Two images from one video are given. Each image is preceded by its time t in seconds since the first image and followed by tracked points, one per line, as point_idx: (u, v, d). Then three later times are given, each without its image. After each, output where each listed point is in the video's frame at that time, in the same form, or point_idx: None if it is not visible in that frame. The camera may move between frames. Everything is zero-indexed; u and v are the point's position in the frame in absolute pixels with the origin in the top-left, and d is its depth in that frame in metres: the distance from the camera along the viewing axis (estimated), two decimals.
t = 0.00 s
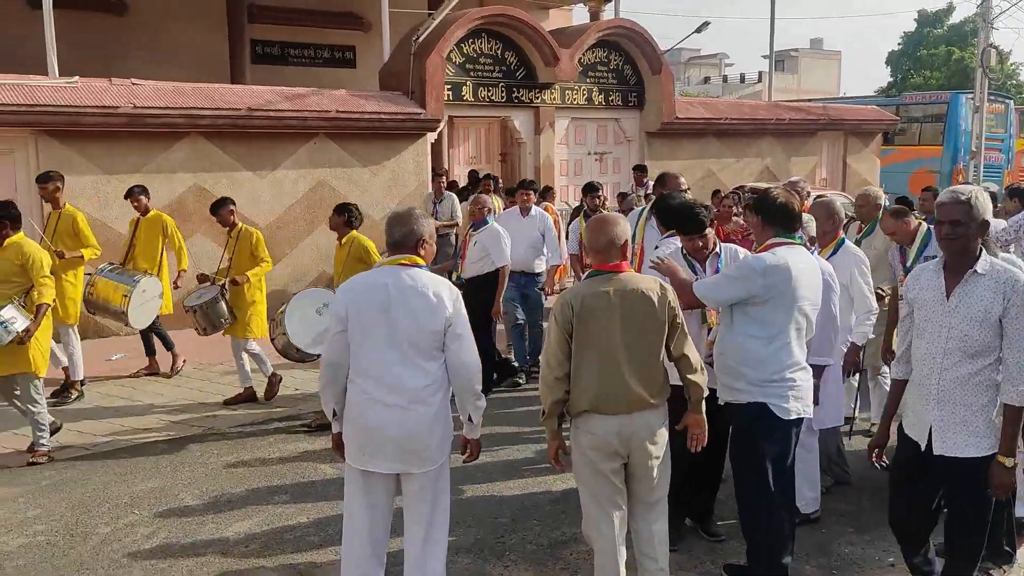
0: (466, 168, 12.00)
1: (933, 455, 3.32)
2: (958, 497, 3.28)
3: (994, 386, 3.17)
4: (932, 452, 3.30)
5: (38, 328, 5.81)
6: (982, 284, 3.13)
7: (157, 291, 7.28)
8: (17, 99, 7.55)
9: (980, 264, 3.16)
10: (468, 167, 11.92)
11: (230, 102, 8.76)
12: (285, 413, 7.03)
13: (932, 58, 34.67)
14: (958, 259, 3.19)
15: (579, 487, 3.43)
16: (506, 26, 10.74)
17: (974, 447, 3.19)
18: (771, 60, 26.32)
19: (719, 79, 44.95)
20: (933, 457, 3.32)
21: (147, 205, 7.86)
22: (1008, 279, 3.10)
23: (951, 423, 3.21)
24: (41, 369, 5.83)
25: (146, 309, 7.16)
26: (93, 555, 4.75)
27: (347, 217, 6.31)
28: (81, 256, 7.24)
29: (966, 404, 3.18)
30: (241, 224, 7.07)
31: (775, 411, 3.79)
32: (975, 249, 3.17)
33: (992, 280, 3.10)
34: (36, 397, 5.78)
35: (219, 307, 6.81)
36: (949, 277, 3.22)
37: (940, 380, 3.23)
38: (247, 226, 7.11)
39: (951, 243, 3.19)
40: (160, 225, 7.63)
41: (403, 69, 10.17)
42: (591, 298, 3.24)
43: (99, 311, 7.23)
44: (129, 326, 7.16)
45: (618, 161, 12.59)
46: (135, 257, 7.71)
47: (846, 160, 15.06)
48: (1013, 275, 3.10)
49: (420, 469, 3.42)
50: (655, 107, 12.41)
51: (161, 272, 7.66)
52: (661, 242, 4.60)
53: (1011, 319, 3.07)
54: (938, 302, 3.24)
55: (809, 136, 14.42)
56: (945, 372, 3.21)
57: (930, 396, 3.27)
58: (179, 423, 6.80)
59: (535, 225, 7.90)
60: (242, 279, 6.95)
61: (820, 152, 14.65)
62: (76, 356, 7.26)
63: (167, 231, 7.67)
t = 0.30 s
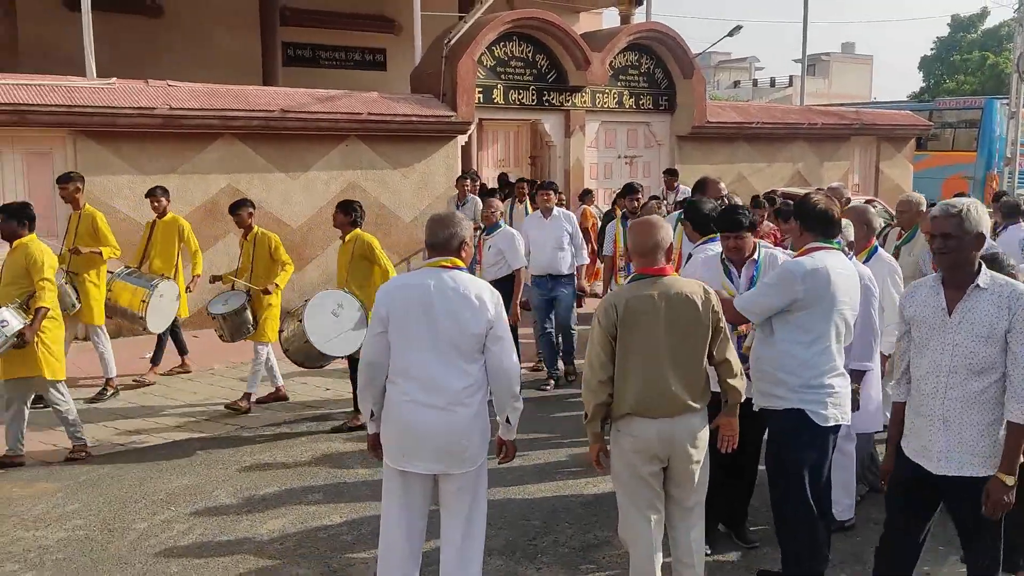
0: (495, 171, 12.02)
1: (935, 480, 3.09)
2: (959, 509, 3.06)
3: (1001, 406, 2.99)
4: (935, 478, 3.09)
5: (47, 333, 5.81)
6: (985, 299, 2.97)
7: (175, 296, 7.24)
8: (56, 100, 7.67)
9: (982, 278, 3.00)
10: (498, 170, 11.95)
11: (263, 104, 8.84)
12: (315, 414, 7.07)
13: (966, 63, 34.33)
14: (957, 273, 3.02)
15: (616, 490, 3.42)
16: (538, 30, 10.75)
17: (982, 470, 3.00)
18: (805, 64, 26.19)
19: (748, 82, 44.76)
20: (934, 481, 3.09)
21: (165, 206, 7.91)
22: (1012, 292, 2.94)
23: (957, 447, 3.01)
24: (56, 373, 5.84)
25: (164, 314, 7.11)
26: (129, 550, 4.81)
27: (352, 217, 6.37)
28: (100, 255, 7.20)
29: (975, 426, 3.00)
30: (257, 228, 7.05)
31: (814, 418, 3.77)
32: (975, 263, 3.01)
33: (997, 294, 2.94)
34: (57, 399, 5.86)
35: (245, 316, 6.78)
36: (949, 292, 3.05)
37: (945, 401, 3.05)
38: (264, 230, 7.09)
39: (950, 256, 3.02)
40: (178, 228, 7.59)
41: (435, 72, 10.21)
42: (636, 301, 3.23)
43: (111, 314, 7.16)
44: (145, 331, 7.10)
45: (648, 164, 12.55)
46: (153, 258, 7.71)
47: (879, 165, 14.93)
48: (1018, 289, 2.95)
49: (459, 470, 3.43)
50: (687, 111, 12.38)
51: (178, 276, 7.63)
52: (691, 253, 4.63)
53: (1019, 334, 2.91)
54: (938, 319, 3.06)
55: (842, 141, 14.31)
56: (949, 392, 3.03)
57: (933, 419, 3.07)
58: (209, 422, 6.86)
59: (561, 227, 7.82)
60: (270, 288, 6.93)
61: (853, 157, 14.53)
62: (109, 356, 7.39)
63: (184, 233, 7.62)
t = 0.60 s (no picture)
0: (520, 172, 12.05)
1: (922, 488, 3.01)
2: (942, 517, 2.98)
3: (990, 412, 2.93)
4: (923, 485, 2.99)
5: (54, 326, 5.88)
6: (973, 302, 2.92)
7: (195, 296, 7.29)
8: (90, 100, 7.77)
9: (969, 282, 2.96)
10: (523, 171, 11.99)
11: (293, 104, 8.90)
12: (344, 414, 7.12)
13: (994, 66, 34.08)
14: (943, 275, 2.97)
15: (653, 493, 3.43)
16: (565, 31, 10.77)
17: (971, 478, 2.92)
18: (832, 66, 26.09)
19: (774, 83, 44.60)
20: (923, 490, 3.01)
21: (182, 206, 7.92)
22: (1000, 297, 2.90)
23: (946, 453, 2.93)
24: (53, 369, 5.88)
25: (182, 315, 7.18)
26: (165, 546, 4.88)
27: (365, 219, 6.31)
28: (116, 258, 7.29)
29: (964, 431, 2.92)
30: (272, 228, 7.07)
31: (850, 421, 3.79)
32: (963, 266, 2.97)
33: (985, 297, 2.90)
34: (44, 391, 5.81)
35: (254, 318, 6.81)
36: (935, 297, 3.00)
37: (931, 406, 2.97)
38: (278, 232, 7.10)
39: (936, 259, 2.97)
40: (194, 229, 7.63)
41: (463, 73, 10.24)
42: (681, 302, 3.25)
43: (133, 318, 7.26)
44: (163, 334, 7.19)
45: (675, 166, 12.53)
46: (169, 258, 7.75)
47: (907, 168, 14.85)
48: (1005, 293, 2.91)
49: (498, 470, 3.47)
50: (714, 113, 12.36)
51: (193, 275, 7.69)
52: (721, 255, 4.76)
53: (1008, 338, 2.87)
54: (924, 323, 3.00)
55: (870, 144, 14.24)
56: (936, 397, 2.96)
57: (921, 424, 2.99)
58: (237, 421, 6.94)
59: (586, 230, 7.78)
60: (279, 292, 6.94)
61: (880, 160, 14.45)
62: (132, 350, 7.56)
63: (200, 234, 7.66)
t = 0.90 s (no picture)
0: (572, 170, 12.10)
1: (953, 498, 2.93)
2: (973, 525, 2.92)
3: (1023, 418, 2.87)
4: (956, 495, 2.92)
5: (100, 325, 5.89)
6: (1003, 307, 2.84)
7: (240, 291, 7.40)
8: (157, 99, 7.97)
9: (996, 286, 2.88)
10: (574, 169, 12.02)
11: (351, 102, 9.01)
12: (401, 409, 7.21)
13: None
14: (971, 280, 2.88)
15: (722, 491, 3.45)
16: (620, 30, 10.77)
17: (1005, 485, 2.87)
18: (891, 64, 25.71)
19: (825, 82, 44.05)
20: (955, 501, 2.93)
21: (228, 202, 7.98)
22: None
23: (981, 461, 2.87)
24: (98, 367, 5.88)
25: (228, 310, 7.28)
26: (231, 534, 4.99)
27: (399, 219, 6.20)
28: (155, 250, 7.47)
29: (998, 439, 2.86)
30: (317, 225, 7.13)
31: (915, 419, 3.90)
32: (990, 270, 2.88)
33: (1015, 303, 2.82)
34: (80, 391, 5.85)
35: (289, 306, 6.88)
36: (962, 301, 2.91)
37: (963, 414, 2.89)
38: (321, 229, 7.15)
39: (960, 264, 2.89)
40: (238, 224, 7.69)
41: (518, 72, 10.29)
42: (762, 302, 3.27)
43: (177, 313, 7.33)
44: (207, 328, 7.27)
45: (728, 165, 12.45)
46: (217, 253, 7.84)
47: (966, 168, 14.60)
48: None
49: (570, 468, 3.50)
50: (769, 111, 12.26)
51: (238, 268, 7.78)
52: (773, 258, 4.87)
53: None
54: (952, 329, 2.92)
55: (928, 144, 14.02)
56: (968, 405, 2.88)
57: (953, 433, 2.91)
58: (295, 414, 7.08)
59: (643, 233, 7.80)
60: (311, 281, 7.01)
61: (939, 159, 14.23)
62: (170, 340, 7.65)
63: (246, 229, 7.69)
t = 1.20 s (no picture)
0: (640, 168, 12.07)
1: None
2: None
3: None
4: None
5: (167, 319, 6.01)
6: None
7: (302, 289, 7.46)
8: (237, 95, 8.16)
9: None
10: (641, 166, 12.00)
11: (425, 100, 9.11)
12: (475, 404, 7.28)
13: None
14: None
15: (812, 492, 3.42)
16: (694, 26, 10.69)
17: None
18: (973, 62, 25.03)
19: (898, 78, 43.07)
20: None
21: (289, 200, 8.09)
22: None
23: None
24: (166, 361, 6.01)
25: (291, 307, 7.36)
26: (314, 523, 5.09)
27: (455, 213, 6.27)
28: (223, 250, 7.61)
29: None
30: (375, 222, 7.24)
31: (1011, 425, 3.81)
32: None
33: None
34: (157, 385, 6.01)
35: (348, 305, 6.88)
36: None
37: None
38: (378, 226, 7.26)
39: None
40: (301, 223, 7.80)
41: (590, 69, 10.28)
42: (865, 301, 3.23)
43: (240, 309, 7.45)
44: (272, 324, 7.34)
45: (802, 163, 12.27)
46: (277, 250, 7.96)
47: None
48: None
49: (660, 467, 3.50)
50: (845, 109, 12.05)
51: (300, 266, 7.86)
52: (836, 253, 4.86)
53: None
54: None
55: (1011, 142, 13.64)
56: None
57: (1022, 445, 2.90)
58: (371, 407, 7.23)
59: (715, 231, 7.72)
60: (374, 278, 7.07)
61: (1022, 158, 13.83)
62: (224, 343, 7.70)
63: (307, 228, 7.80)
